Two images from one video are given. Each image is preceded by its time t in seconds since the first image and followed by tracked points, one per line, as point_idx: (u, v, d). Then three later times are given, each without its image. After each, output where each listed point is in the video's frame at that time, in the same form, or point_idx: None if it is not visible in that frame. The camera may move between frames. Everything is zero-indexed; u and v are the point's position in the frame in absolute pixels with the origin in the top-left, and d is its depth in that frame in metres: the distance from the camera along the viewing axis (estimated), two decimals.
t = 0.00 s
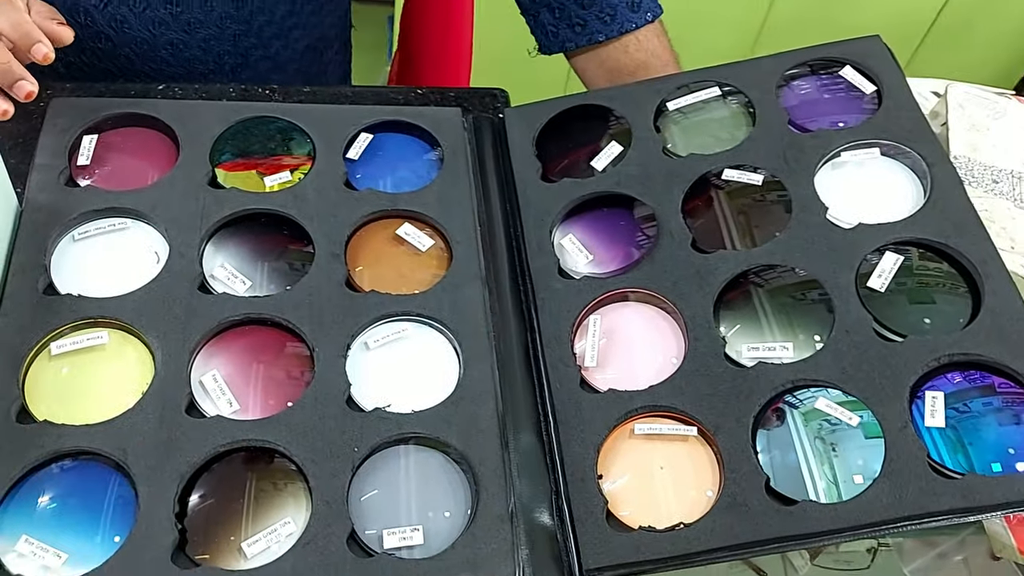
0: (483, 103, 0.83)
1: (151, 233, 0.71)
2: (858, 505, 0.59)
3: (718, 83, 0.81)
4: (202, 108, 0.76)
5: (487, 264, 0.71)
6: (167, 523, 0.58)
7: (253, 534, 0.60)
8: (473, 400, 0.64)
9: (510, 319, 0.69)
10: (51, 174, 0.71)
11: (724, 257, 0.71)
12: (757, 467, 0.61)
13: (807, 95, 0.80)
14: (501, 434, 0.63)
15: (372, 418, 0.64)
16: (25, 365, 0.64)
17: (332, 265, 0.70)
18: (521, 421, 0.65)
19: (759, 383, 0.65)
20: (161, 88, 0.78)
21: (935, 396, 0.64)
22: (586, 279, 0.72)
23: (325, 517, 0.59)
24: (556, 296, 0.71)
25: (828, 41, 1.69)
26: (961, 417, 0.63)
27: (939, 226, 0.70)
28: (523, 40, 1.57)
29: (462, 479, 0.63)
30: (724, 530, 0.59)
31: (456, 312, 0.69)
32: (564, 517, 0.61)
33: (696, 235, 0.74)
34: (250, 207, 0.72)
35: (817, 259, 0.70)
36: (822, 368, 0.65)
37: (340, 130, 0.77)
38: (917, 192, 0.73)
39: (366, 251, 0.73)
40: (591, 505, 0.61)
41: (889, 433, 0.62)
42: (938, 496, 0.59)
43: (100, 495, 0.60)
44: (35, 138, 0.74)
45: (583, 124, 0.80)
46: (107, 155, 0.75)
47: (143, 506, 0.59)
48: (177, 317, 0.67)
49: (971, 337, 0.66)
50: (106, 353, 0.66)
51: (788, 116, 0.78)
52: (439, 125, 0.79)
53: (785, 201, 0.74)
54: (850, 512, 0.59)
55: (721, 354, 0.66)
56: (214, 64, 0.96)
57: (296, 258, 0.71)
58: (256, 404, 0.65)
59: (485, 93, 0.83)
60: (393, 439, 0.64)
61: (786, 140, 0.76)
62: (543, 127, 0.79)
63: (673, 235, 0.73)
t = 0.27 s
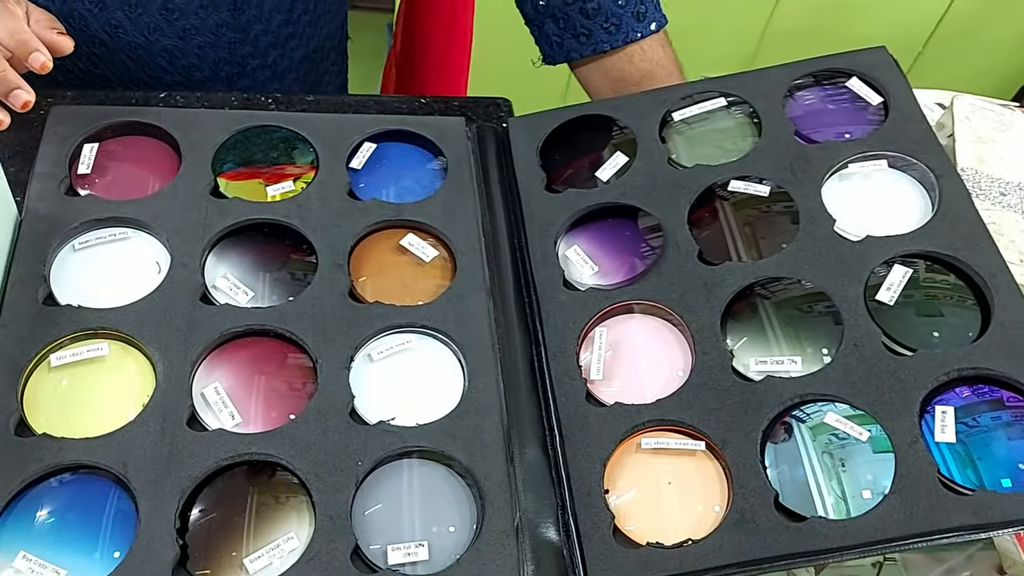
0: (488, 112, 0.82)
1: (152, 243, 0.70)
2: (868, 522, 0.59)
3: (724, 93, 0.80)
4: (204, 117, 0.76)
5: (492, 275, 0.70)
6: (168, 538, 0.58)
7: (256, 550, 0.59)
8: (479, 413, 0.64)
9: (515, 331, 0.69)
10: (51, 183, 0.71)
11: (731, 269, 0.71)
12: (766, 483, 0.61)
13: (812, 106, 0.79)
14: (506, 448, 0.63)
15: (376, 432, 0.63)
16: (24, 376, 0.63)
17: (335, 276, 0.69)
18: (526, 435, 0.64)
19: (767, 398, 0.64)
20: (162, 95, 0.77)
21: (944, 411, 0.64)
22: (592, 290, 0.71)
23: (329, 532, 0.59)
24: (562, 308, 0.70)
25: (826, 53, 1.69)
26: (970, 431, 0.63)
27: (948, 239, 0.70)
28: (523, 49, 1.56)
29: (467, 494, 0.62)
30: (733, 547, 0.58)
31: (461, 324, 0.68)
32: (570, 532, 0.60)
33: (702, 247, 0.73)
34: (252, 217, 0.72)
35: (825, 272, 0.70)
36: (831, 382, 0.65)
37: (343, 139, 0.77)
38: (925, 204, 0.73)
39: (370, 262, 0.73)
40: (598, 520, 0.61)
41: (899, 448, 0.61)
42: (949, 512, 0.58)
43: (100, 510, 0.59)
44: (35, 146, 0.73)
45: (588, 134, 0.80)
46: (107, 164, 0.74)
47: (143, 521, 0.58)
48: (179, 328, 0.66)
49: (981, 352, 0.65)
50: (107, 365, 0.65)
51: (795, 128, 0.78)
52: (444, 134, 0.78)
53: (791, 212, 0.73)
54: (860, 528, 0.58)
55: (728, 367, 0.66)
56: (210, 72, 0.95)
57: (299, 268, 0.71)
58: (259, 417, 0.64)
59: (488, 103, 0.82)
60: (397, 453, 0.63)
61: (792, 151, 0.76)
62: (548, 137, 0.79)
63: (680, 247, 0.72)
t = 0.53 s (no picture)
0: (491, 119, 0.81)
1: (152, 250, 0.69)
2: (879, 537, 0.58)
3: (730, 100, 0.79)
4: (205, 123, 0.75)
5: (496, 283, 0.70)
6: (166, 551, 0.56)
7: (256, 564, 0.58)
8: (483, 424, 0.63)
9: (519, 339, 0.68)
10: (50, 189, 0.70)
11: (739, 279, 0.70)
12: (775, 497, 0.60)
13: (818, 114, 0.79)
14: (511, 460, 0.62)
15: (379, 443, 0.62)
16: (20, 385, 0.62)
17: (337, 284, 0.68)
18: (531, 447, 0.63)
19: (776, 409, 0.63)
20: (163, 101, 0.77)
21: (956, 424, 0.63)
22: (597, 299, 0.70)
23: (330, 546, 0.58)
24: (567, 317, 0.69)
25: (828, 61, 1.69)
26: (980, 444, 0.62)
27: (958, 249, 0.69)
28: (525, 55, 1.55)
29: (471, 506, 0.61)
30: (742, 562, 0.57)
31: (465, 333, 0.67)
32: (576, 546, 0.59)
33: (708, 255, 0.72)
34: (253, 224, 0.71)
35: (833, 282, 0.69)
36: (840, 394, 0.64)
37: (345, 145, 0.76)
38: (934, 214, 0.72)
39: (372, 270, 0.72)
40: (605, 533, 0.60)
41: (909, 461, 0.61)
42: (961, 527, 0.57)
43: (97, 522, 0.58)
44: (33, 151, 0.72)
45: (593, 141, 0.79)
46: (106, 169, 0.73)
47: (141, 533, 0.57)
48: (179, 336, 0.65)
49: (992, 364, 0.64)
50: (105, 374, 0.64)
51: (802, 135, 0.77)
52: (447, 140, 0.77)
53: (798, 221, 0.73)
54: (871, 544, 0.58)
55: (736, 379, 0.65)
56: (210, 75, 0.94)
57: (300, 275, 0.70)
58: (259, 428, 0.63)
59: (492, 109, 0.81)
60: (400, 465, 0.62)
61: (800, 159, 0.75)
62: (552, 144, 0.78)
63: (686, 256, 0.71)
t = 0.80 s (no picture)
0: (489, 121, 0.80)
1: (146, 255, 0.69)
2: (882, 547, 0.57)
3: (730, 104, 0.79)
4: (200, 126, 0.74)
5: (494, 289, 0.69)
6: (159, 560, 0.55)
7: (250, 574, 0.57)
8: (482, 431, 0.62)
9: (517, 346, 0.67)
10: (43, 193, 0.69)
11: (740, 285, 0.69)
12: (777, 506, 0.59)
13: (819, 118, 0.78)
14: (509, 468, 0.61)
15: (375, 451, 0.61)
16: (12, 391, 0.61)
17: (334, 289, 0.68)
18: (530, 454, 0.62)
19: (778, 418, 0.63)
20: (158, 103, 0.76)
21: (960, 432, 0.62)
22: (596, 305, 0.69)
23: (326, 556, 0.57)
24: (567, 323, 0.68)
25: (829, 65, 1.68)
26: (984, 453, 0.61)
27: (962, 255, 0.68)
28: (525, 56, 1.55)
29: (469, 515, 0.60)
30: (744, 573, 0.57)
31: (463, 339, 0.66)
32: (575, 555, 0.59)
33: (709, 261, 0.71)
34: (248, 228, 0.70)
35: (835, 288, 0.68)
36: (843, 402, 0.63)
37: (342, 149, 0.75)
38: (937, 220, 0.71)
39: (369, 275, 0.71)
40: (604, 543, 0.59)
41: (913, 470, 0.60)
42: (966, 538, 0.57)
43: (90, 530, 0.57)
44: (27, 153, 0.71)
45: (592, 145, 0.78)
46: (100, 173, 0.72)
47: (134, 542, 0.56)
48: (173, 342, 0.64)
49: (996, 373, 0.63)
50: (99, 380, 0.63)
51: (803, 140, 0.76)
52: (445, 144, 0.76)
53: (799, 226, 0.72)
54: (873, 554, 0.57)
55: (737, 386, 0.64)
56: (209, 76, 0.93)
57: (296, 280, 0.69)
58: (254, 435, 0.62)
59: (490, 112, 0.80)
60: (396, 473, 0.61)
61: (801, 164, 0.74)
62: (551, 148, 0.77)
63: (687, 261, 0.70)
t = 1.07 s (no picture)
0: (489, 120, 0.79)
1: (142, 254, 0.68)
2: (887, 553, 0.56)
3: (734, 103, 0.78)
4: (198, 123, 0.73)
5: (494, 289, 0.68)
6: (153, 564, 0.55)
7: None
8: (481, 434, 0.61)
9: (517, 347, 0.66)
10: (38, 190, 0.68)
11: (743, 285, 0.68)
12: (780, 510, 0.58)
13: (823, 118, 0.77)
14: (509, 471, 0.60)
15: (373, 453, 0.60)
16: (5, 392, 0.61)
17: (332, 289, 0.67)
18: (530, 456, 0.61)
19: (781, 420, 0.62)
20: (155, 100, 0.75)
21: (966, 436, 0.61)
22: (597, 306, 0.69)
23: (322, 560, 0.56)
24: (567, 324, 0.67)
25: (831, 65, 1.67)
26: (991, 456, 0.60)
27: (968, 256, 0.68)
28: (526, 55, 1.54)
29: (468, 518, 0.59)
30: None
31: (462, 340, 0.65)
32: (575, 560, 0.58)
33: (712, 262, 0.70)
34: (245, 227, 0.69)
35: (839, 289, 0.67)
36: (847, 405, 0.62)
37: (341, 147, 0.74)
38: (942, 220, 0.70)
39: (367, 275, 0.70)
40: (605, 547, 0.58)
41: (918, 474, 0.59)
42: (972, 543, 0.56)
43: (83, 533, 0.56)
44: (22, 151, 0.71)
45: (594, 144, 0.77)
46: (96, 171, 0.71)
47: (128, 545, 0.55)
48: (168, 342, 0.63)
49: (1002, 375, 0.63)
50: (93, 381, 0.62)
51: (807, 139, 0.75)
52: (445, 142, 0.76)
53: (803, 226, 0.71)
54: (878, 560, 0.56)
55: (740, 388, 0.63)
56: (208, 73, 0.92)
57: (294, 280, 0.68)
58: (250, 438, 0.62)
59: (491, 111, 0.80)
60: (395, 475, 0.60)
61: (805, 164, 0.74)
62: (552, 147, 0.76)
63: (689, 262, 0.70)
